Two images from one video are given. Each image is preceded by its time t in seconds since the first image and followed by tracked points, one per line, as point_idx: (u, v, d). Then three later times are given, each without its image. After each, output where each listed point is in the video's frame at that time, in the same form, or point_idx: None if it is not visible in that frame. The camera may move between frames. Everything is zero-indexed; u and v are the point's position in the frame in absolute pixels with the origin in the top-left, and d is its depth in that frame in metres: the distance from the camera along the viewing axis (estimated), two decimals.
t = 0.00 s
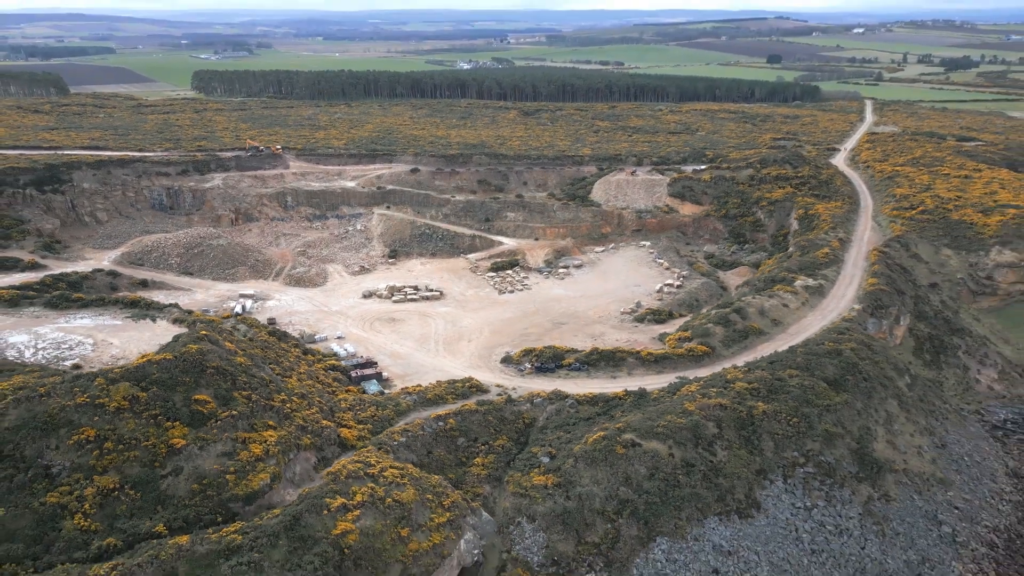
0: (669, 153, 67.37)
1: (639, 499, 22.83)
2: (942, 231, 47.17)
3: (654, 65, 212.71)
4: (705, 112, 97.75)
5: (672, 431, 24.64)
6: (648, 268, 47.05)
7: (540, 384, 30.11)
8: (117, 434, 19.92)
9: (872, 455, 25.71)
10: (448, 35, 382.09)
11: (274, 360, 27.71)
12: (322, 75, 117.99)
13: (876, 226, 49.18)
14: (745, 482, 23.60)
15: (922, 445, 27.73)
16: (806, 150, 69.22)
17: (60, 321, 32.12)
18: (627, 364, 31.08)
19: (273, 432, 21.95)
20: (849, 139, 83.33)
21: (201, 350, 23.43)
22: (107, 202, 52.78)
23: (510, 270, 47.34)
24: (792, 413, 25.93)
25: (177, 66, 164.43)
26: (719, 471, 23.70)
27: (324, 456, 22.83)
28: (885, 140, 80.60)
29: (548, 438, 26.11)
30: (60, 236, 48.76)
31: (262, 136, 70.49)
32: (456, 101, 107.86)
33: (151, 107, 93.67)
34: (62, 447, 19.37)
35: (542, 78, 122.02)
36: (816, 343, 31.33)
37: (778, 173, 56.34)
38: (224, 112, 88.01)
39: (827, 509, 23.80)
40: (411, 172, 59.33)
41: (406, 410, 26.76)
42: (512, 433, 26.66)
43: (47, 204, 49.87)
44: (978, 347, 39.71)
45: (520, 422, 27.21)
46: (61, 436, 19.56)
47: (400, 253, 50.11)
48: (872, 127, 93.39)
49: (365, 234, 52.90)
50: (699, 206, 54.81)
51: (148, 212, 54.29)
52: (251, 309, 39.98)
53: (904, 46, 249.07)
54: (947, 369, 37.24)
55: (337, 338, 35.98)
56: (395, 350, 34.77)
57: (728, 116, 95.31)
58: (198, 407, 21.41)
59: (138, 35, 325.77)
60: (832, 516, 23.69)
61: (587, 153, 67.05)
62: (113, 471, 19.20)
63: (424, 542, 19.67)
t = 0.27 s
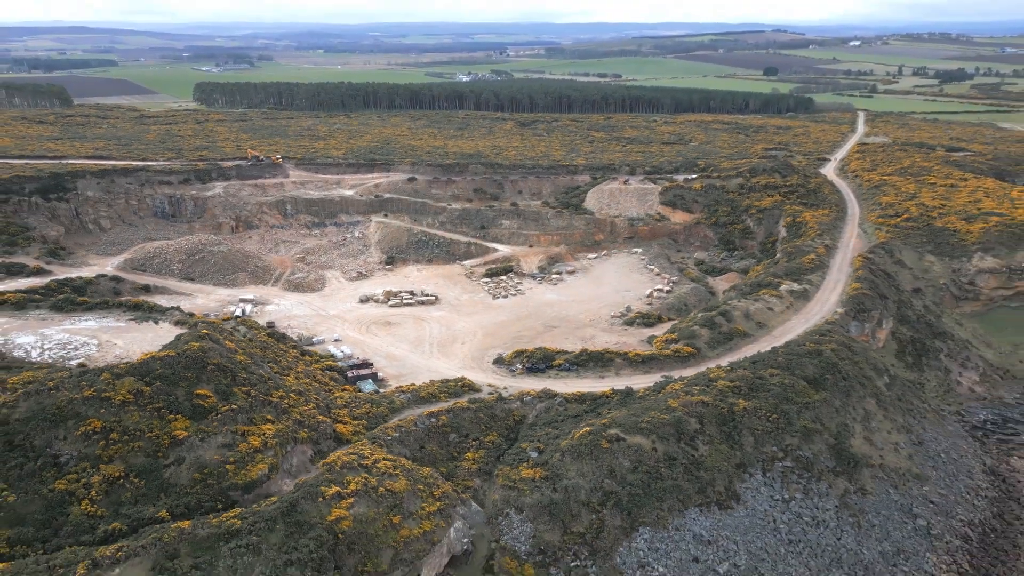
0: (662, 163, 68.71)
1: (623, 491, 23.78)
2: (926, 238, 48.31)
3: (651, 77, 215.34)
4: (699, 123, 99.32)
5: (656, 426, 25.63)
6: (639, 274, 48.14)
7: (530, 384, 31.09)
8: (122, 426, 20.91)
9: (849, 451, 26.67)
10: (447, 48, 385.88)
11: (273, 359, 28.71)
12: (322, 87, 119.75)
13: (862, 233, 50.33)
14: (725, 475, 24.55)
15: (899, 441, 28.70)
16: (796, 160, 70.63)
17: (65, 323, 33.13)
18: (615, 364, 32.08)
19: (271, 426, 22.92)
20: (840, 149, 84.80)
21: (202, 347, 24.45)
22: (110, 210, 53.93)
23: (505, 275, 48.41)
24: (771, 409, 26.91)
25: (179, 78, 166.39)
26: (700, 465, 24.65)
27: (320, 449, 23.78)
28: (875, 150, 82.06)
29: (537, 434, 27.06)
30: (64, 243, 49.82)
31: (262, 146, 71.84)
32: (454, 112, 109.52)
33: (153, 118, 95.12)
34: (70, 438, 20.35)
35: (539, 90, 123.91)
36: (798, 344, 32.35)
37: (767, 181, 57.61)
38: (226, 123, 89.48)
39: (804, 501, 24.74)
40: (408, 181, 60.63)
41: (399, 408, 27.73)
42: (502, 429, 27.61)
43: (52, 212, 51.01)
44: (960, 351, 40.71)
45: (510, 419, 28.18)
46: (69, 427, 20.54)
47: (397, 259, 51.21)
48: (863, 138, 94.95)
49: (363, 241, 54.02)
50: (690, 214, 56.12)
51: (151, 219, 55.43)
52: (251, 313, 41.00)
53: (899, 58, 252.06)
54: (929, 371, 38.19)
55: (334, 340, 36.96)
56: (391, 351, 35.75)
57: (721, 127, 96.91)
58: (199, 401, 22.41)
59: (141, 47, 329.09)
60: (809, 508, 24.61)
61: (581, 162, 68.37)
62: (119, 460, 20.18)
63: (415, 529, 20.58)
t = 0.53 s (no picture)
0: (655, 172, 70.08)
1: (608, 484, 24.72)
2: (910, 245, 49.52)
3: (648, 89, 217.83)
4: (693, 133, 100.92)
5: (640, 423, 26.61)
6: (631, 280, 49.22)
7: (521, 384, 32.06)
8: (127, 419, 21.91)
9: (828, 447, 27.63)
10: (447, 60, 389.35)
11: (272, 359, 29.72)
12: (322, 98, 121.53)
13: (848, 240, 51.47)
14: (707, 469, 25.50)
15: (878, 439, 29.66)
16: (786, 170, 71.99)
17: (71, 325, 34.13)
18: (604, 365, 33.06)
19: (270, 421, 23.89)
20: (832, 160, 86.26)
21: (204, 346, 25.48)
22: (114, 218, 55.07)
23: (499, 281, 49.47)
24: (752, 407, 27.89)
25: (181, 90, 168.50)
26: (682, 459, 25.61)
27: (316, 444, 24.73)
28: (866, 160, 83.52)
29: (526, 431, 27.99)
30: (68, 250, 50.88)
31: (263, 156, 73.16)
32: (452, 123, 111.16)
33: (156, 128, 96.64)
34: (77, 430, 21.34)
35: (536, 101, 125.76)
36: (781, 345, 33.34)
37: (756, 190, 58.85)
38: (227, 134, 90.98)
39: (783, 494, 25.66)
40: (405, 191, 61.91)
41: (394, 406, 28.69)
42: (493, 426, 28.55)
43: (56, 219, 52.12)
44: (942, 354, 41.71)
45: (501, 417, 29.12)
46: (76, 420, 21.54)
47: (394, 266, 52.31)
48: (855, 148, 96.55)
49: (361, 249, 55.13)
50: (681, 222, 57.35)
51: (153, 227, 56.57)
52: (250, 317, 42.02)
53: (893, 71, 255.21)
54: (912, 374, 39.18)
55: (331, 343, 37.93)
56: (387, 353, 36.72)
57: (715, 137, 98.50)
58: (201, 396, 23.41)
59: (144, 60, 332.15)
60: (788, 501, 25.54)
61: (576, 172, 69.67)
62: (124, 451, 21.15)
63: (407, 517, 21.54)
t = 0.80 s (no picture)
0: (649, 181, 71.19)
1: (596, 479, 25.54)
2: (898, 252, 50.50)
3: (645, 100, 219.97)
4: (688, 143, 102.23)
5: (628, 421, 27.44)
6: (624, 285, 50.12)
7: (513, 385, 32.88)
8: (131, 415, 22.78)
9: (811, 445, 28.44)
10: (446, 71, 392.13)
11: (271, 360, 30.59)
12: (322, 109, 123.04)
13: (837, 247, 52.43)
14: (692, 465, 26.30)
15: (860, 438, 30.47)
16: (779, 178, 73.14)
17: (75, 328, 34.99)
18: (595, 367, 33.91)
19: (269, 417, 24.74)
20: (824, 168, 87.46)
21: (205, 346, 26.40)
22: (116, 225, 56.05)
23: (495, 287, 50.37)
24: (737, 406, 28.72)
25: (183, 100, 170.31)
26: (668, 456, 26.43)
27: (314, 440, 25.54)
28: (858, 169, 84.74)
29: (518, 429, 28.81)
30: (72, 256, 51.82)
31: (263, 165, 74.30)
32: (451, 133, 112.53)
33: (158, 138, 97.94)
34: (83, 425, 22.21)
35: (534, 111, 127.31)
36: (768, 347, 34.19)
37: (748, 198, 59.90)
38: (228, 143, 92.27)
39: (766, 490, 26.46)
40: (403, 199, 63.00)
41: (389, 405, 29.52)
42: (485, 425, 29.36)
43: (60, 226, 53.09)
44: (928, 357, 42.54)
45: (494, 416, 29.93)
46: (82, 416, 22.41)
47: (392, 272, 53.23)
48: (848, 157, 97.83)
49: (359, 255, 56.08)
50: (674, 229, 58.38)
51: (155, 234, 57.53)
52: (250, 321, 42.87)
53: (889, 82, 257.65)
54: (898, 377, 40.01)
55: (329, 346, 38.78)
56: (383, 356, 37.56)
57: (710, 147, 99.82)
58: (202, 393, 24.29)
59: (146, 71, 334.54)
60: (771, 497, 26.32)
61: (571, 180, 70.79)
62: (128, 445, 22.01)
63: (400, 510, 22.39)
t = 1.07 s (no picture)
0: (643, 191, 72.51)
1: (582, 475, 26.48)
2: (883, 260, 51.63)
3: (642, 112, 222.46)
4: (682, 154, 103.81)
5: (615, 420, 28.41)
6: (616, 292, 51.18)
7: (505, 387, 33.84)
8: (135, 411, 23.79)
9: (792, 443, 29.37)
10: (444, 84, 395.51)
11: (270, 362, 31.61)
12: (322, 120, 124.74)
13: (825, 255, 53.54)
14: (676, 462, 27.23)
15: (841, 437, 31.42)
16: (770, 188, 74.46)
17: (79, 331, 36.00)
18: (585, 370, 34.89)
19: (267, 415, 25.74)
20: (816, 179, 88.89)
21: (206, 347, 27.46)
22: (119, 233, 57.20)
23: (490, 293, 51.41)
24: (721, 405, 29.70)
25: (185, 112, 172.30)
26: (653, 453, 27.39)
27: (311, 437, 26.51)
28: (849, 179, 86.15)
29: (508, 428, 29.74)
30: (75, 264, 52.92)
31: (263, 175, 75.62)
32: (449, 144, 114.15)
33: (160, 149, 99.43)
34: (89, 421, 23.23)
35: (531, 123, 129.07)
36: (753, 350, 35.17)
37: (738, 207, 61.13)
38: (229, 154, 93.73)
39: (748, 486, 27.36)
40: (401, 208, 64.25)
41: (384, 405, 30.49)
42: (477, 424, 30.29)
43: (65, 234, 54.24)
44: (913, 362, 43.47)
45: (486, 416, 30.89)
46: (88, 412, 23.42)
47: (389, 279, 54.30)
48: (840, 168, 99.32)
49: (357, 263, 57.18)
50: (666, 238, 59.57)
51: (157, 242, 58.67)
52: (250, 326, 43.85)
53: (884, 94, 260.48)
54: (882, 380, 40.97)
55: (327, 350, 39.77)
56: (379, 359, 38.55)
57: (704, 157, 101.38)
58: (204, 392, 25.34)
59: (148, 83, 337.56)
60: (753, 493, 27.23)
61: (566, 190, 72.09)
62: (132, 440, 22.98)
63: (393, 502, 23.35)
